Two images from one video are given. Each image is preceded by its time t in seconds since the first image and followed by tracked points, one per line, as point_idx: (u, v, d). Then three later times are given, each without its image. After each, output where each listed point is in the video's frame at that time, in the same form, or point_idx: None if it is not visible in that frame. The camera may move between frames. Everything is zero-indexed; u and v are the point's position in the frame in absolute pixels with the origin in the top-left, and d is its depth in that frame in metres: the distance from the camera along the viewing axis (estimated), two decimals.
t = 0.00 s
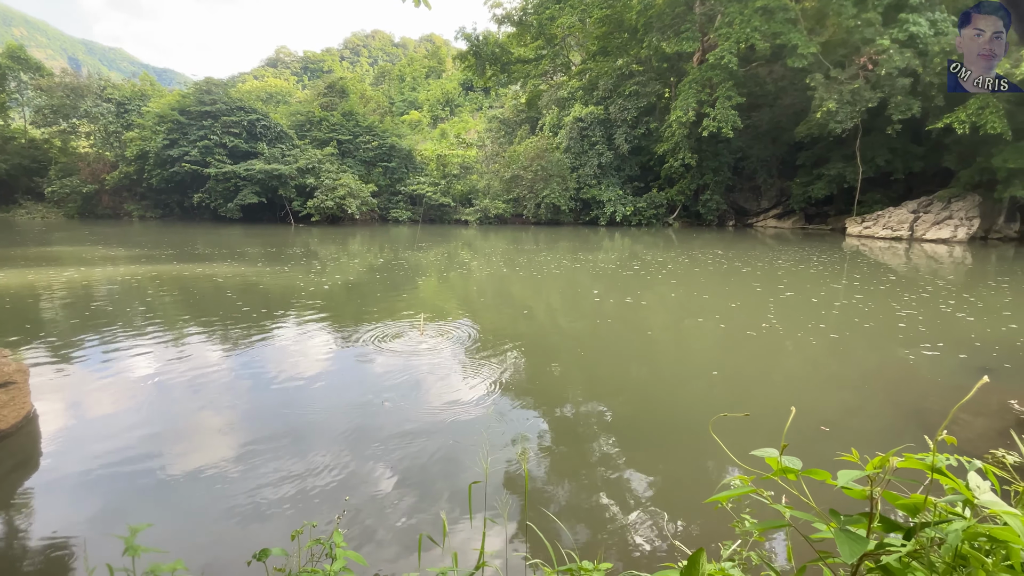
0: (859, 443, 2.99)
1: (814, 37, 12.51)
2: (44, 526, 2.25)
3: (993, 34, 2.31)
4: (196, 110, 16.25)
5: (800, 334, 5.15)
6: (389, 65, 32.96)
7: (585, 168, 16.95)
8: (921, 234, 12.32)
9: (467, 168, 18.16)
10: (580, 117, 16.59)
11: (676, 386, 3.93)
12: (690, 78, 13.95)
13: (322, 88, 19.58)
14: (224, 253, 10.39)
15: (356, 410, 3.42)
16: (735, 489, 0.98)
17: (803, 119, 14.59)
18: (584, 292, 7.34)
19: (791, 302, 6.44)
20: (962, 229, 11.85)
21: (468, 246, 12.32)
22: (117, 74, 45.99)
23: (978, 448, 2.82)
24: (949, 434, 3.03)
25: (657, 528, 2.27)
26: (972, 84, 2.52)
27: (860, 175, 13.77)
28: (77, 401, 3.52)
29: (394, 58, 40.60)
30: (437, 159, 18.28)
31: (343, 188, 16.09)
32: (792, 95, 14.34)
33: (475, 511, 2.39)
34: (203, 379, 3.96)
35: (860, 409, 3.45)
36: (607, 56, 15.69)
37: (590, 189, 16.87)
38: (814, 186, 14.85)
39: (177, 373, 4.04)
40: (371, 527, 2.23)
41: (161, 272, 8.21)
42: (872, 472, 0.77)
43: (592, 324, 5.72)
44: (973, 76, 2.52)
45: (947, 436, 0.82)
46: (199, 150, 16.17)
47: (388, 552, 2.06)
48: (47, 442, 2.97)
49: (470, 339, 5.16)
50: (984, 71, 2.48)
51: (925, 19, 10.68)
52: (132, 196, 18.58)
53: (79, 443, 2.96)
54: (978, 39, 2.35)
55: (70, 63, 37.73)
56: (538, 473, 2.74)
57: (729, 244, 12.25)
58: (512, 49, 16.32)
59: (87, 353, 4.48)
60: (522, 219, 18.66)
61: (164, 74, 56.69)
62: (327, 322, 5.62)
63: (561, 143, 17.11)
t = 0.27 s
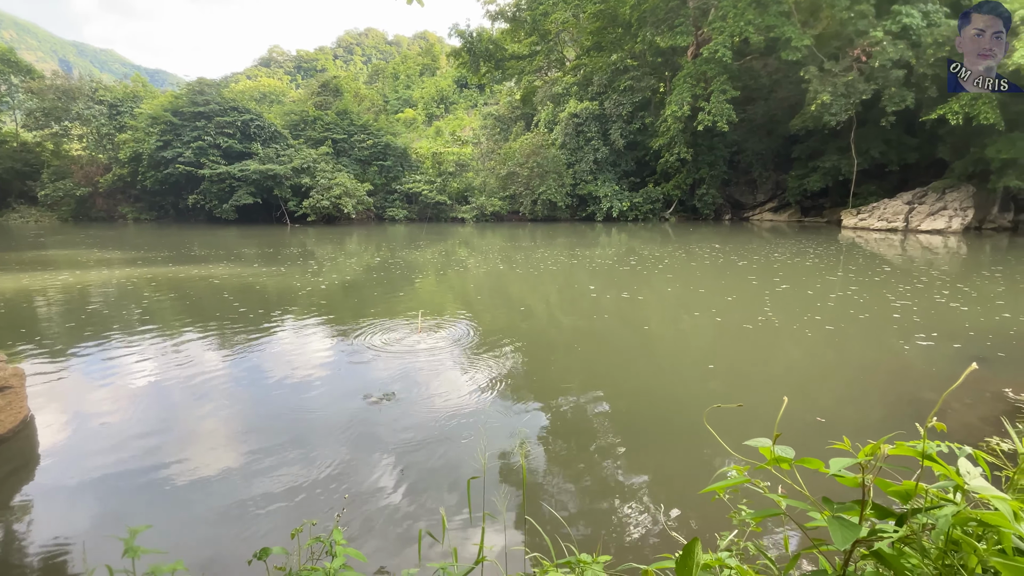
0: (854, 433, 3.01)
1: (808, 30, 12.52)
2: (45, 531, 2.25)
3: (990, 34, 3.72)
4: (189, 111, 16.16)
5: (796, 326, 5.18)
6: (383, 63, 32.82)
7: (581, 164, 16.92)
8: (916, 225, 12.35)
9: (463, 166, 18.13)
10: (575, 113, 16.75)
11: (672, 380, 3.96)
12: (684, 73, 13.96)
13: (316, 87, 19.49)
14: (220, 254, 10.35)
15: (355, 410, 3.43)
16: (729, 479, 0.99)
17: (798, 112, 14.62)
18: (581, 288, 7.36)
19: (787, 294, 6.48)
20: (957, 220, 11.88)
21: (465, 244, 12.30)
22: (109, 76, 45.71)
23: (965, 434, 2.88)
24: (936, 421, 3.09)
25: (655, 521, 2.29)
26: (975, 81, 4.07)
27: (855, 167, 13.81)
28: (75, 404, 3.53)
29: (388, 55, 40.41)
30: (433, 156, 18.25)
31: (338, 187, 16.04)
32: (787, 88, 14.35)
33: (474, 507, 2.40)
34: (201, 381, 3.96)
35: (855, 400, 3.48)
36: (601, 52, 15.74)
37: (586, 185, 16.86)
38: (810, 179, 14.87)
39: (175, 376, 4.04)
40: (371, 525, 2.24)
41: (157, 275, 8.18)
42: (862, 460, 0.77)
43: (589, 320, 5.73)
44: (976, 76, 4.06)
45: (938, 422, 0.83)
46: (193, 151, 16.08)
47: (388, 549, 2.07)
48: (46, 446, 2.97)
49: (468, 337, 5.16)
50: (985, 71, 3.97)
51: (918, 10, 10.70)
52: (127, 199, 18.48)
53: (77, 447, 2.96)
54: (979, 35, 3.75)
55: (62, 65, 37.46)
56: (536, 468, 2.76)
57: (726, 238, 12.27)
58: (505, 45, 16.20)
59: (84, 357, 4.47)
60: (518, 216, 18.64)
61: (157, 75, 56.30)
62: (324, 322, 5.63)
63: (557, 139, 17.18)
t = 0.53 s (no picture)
0: (844, 422, 3.06)
1: (797, 24, 12.57)
2: (36, 535, 2.24)
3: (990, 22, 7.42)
4: (177, 110, 15.97)
5: (786, 318, 5.23)
6: (372, 60, 32.59)
7: (573, 160, 16.90)
8: (905, 217, 12.49)
9: (455, 163, 18.10)
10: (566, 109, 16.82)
11: (666, 373, 4.00)
12: (675, 68, 13.99)
13: (305, 85, 19.34)
14: (211, 254, 10.26)
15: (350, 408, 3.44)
16: (719, 470, 1.00)
17: (788, 106, 14.70)
18: (574, 284, 7.38)
19: (778, 287, 6.53)
20: (945, 212, 12.05)
21: (458, 241, 12.27)
22: (95, 76, 45.13)
23: (949, 423, 2.94)
24: (922, 409, 3.14)
25: (648, 515, 2.31)
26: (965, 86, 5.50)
27: (845, 160, 13.91)
28: (66, 408, 3.50)
29: (378, 52, 40.12)
30: (425, 154, 18.18)
31: (329, 185, 15.93)
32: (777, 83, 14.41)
33: (469, 504, 2.41)
34: (194, 382, 3.94)
35: (846, 391, 3.52)
36: (592, 47, 16.00)
37: (579, 181, 16.85)
38: (800, 172, 14.95)
39: (168, 378, 4.01)
40: (365, 525, 2.24)
41: (147, 276, 8.09)
42: (848, 449, 0.78)
43: (583, 316, 5.74)
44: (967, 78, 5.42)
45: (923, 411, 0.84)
46: (182, 151, 15.90)
47: (384, 548, 2.07)
48: (36, 451, 2.95)
49: (462, 335, 5.16)
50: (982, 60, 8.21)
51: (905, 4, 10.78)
52: (115, 199, 18.25)
53: (69, 451, 2.94)
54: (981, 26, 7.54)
55: (46, 65, 36.93)
56: (528, 465, 2.77)
57: (718, 232, 12.32)
58: (496, 41, 16.33)
59: (75, 360, 4.43)
60: (511, 212, 18.60)
61: (143, 74, 55.51)
62: (318, 321, 5.61)
63: (548, 135, 17.22)
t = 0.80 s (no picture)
0: (830, 413, 3.10)
1: (784, 20, 12.66)
2: (21, 541, 2.20)
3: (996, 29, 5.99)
4: (161, 108, 15.74)
5: (774, 312, 5.28)
6: (360, 56, 32.29)
7: (563, 156, 16.89)
8: (891, 211, 12.67)
9: (445, 159, 18.03)
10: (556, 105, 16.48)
11: (655, 368, 4.02)
12: (664, 63, 14.04)
13: (292, 82, 19.14)
14: (198, 254, 10.14)
15: (342, 407, 3.43)
16: (706, 463, 1.00)
17: (775, 101, 14.81)
18: (565, 280, 7.39)
19: (766, 281, 6.59)
20: (929, 206, 12.25)
21: (448, 238, 12.23)
22: (77, 73, 44.34)
23: (931, 413, 3.00)
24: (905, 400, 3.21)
25: (639, 508, 2.33)
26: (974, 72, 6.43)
27: (831, 155, 14.06)
28: (51, 411, 3.45)
29: (366, 48, 39.75)
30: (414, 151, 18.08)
31: (318, 183, 15.78)
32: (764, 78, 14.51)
33: (461, 500, 2.41)
34: (182, 383, 3.89)
35: (832, 383, 3.56)
36: (581, 42, 16.04)
37: (569, 177, 16.85)
38: (788, 167, 15.09)
39: (156, 379, 3.96)
40: (357, 524, 2.23)
41: (132, 277, 7.97)
42: (833, 440, 0.79)
43: (575, 312, 5.76)
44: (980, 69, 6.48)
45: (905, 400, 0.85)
46: (166, 149, 15.66)
47: (376, 547, 2.07)
48: (20, 455, 2.90)
49: (454, 332, 5.15)
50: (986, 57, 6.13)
51: None
52: (98, 199, 17.94)
53: (54, 455, 2.89)
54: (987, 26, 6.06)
55: (26, 62, 36.18)
56: (520, 460, 2.78)
57: (708, 227, 12.39)
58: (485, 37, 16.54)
59: (60, 363, 4.36)
60: (502, 209, 18.55)
61: (125, 71, 54.45)
62: (308, 321, 5.57)
63: (538, 131, 17.08)
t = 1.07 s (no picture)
0: (812, 407, 3.15)
1: (766, 18, 12.80)
2: None
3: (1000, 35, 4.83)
4: (138, 104, 15.38)
5: (757, 306, 5.36)
6: (343, 52, 31.90)
7: (549, 153, 16.88)
8: (870, 207, 12.95)
9: (431, 157, 17.93)
10: (542, 102, 16.57)
11: (640, 363, 4.05)
12: (649, 61, 14.12)
13: (274, 77, 18.87)
14: (178, 253, 9.93)
15: (328, 406, 3.39)
16: (691, 459, 1.01)
17: (758, 99, 14.97)
18: (551, 277, 7.42)
19: (749, 276, 6.68)
20: (907, 201, 12.58)
21: (435, 236, 12.15)
22: (49, 68, 43.11)
23: (909, 404, 3.07)
24: (885, 393, 3.27)
25: (628, 501, 2.34)
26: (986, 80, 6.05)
27: (813, 152, 14.27)
28: (27, 417, 3.35)
29: (349, 44, 39.30)
30: (399, 148, 17.96)
31: (301, 180, 15.57)
32: (747, 76, 14.67)
33: (447, 498, 2.40)
34: (163, 385, 3.81)
35: (813, 376, 3.62)
36: (566, 39, 16.06)
37: (556, 174, 16.85)
38: (770, 164, 15.27)
39: (136, 382, 3.87)
40: (343, 525, 2.21)
41: (109, 277, 7.78)
42: (814, 433, 0.79)
43: (563, 309, 5.77)
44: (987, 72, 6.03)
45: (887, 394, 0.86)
46: (144, 146, 15.31)
47: (363, 548, 2.05)
48: None
49: (441, 330, 5.12)
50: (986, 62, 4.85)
51: None
52: (74, 197, 17.49)
53: (30, 461, 2.81)
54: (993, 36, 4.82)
55: None
56: (507, 457, 2.78)
57: (693, 223, 12.49)
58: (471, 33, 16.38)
59: (36, 367, 4.24)
60: (489, 206, 18.48)
61: (100, 66, 53.01)
62: (293, 320, 5.49)
63: (524, 128, 16.97)
